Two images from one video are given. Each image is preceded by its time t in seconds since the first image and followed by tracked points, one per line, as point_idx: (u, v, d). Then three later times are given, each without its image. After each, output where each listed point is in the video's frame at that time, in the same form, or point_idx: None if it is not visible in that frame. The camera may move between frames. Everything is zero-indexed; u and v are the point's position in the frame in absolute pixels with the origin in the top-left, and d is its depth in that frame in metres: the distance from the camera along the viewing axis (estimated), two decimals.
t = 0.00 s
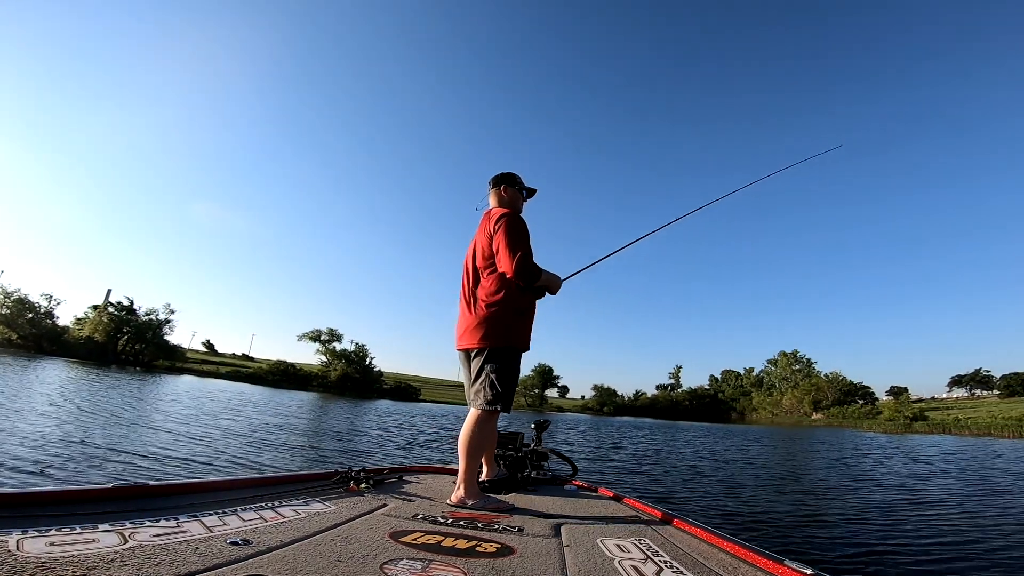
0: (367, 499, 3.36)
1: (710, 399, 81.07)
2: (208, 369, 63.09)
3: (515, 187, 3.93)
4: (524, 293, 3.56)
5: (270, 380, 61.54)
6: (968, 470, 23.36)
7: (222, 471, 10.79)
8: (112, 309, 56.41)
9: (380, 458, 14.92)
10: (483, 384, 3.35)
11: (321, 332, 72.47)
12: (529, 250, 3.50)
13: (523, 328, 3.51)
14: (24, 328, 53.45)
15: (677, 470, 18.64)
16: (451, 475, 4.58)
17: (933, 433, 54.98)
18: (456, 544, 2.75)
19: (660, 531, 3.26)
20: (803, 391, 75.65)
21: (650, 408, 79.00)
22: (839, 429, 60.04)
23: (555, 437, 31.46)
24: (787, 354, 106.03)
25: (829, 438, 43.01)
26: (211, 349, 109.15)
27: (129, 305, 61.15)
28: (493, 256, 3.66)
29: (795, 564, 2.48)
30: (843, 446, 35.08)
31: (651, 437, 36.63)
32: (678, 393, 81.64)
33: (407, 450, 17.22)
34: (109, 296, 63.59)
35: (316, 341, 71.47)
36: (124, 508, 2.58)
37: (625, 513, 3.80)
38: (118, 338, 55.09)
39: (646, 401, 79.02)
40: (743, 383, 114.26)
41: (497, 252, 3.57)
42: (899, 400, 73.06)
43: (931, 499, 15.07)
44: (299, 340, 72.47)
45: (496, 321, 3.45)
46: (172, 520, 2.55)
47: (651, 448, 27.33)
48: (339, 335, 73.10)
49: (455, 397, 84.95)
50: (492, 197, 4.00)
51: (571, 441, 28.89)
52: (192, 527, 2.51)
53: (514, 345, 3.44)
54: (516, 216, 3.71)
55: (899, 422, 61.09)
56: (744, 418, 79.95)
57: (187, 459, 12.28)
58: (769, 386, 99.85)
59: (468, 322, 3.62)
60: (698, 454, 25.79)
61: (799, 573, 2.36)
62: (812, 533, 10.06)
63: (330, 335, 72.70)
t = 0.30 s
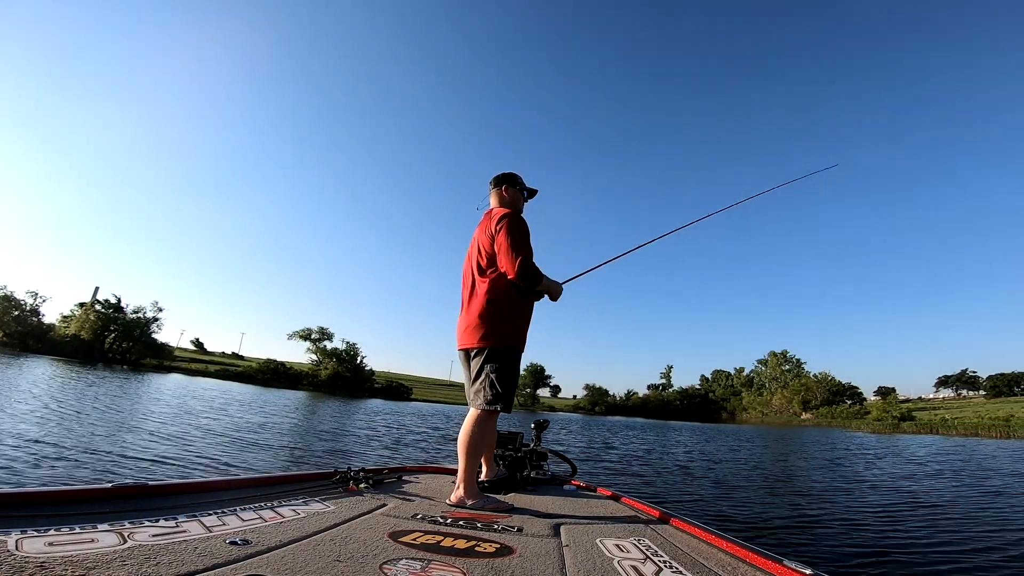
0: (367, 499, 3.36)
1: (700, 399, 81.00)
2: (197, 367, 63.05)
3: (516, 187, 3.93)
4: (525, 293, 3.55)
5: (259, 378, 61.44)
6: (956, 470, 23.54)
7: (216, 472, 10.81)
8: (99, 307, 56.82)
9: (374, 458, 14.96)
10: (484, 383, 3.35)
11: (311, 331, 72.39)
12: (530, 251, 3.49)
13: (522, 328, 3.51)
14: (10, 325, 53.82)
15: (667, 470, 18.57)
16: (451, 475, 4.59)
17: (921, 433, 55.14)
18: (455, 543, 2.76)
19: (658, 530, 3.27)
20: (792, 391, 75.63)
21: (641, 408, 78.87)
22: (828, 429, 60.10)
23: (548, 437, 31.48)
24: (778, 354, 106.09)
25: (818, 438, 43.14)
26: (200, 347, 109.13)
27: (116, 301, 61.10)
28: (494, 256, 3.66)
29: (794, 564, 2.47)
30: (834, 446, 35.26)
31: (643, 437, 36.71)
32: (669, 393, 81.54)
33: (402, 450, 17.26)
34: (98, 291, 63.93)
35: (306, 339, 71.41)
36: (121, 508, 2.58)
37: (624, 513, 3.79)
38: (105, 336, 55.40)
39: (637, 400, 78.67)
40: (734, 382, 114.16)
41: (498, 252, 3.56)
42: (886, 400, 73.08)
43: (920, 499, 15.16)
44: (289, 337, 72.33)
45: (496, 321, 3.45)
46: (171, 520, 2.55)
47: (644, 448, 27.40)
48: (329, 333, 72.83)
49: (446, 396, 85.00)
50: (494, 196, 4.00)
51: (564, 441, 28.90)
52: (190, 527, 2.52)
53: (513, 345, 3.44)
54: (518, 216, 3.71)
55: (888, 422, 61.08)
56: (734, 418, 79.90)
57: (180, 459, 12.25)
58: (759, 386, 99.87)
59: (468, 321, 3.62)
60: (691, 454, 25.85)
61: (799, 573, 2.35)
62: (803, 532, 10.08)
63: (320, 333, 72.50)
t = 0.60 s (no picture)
0: (366, 500, 3.35)
1: (691, 399, 81.13)
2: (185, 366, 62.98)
3: (516, 187, 3.93)
4: (524, 294, 3.55)
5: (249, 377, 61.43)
6: (945, 470, 23.73)
7: (212, 471, 10.84)
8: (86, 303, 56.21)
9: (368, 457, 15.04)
10: (484, 384, 3.35)
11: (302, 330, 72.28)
12: (530, 252, 3.49)
13: (522, 328, 3.51)
14: None
15: (659, 470, 18.51)
16: (451, 475, 4.58)
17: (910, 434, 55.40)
18: (454, 543, 2.75)
19: (657, 530, 3.28)
20: (782, 391, 75.81)
21: (633, 407, 78.95)
22: (818, 429, 60.31)
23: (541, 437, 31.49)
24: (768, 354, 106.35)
25: (808, 438, 43.35)
26: (189, 346, 108.57)
27: (105, 298, 60.74)
28: (493, 256, 3.66)
29: (793, 564, 2.48)
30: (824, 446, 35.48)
31: (635, 437, 36.79)
32: (661, 393, 81.59)
33: (395, 450, 17.34)
34: (84, 287, 63.70)
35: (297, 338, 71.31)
36: (121, 508, 2.57)
37: (623, 513, 3.80)
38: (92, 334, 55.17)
39: (629, 400, 78.83)
40: (724, 382, 114.38)
41: (498, 253, 3.56)
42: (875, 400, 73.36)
43: (910, 499, 15.28)
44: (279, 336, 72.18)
45: (495, 321, 3.45)
46: (170, 521, 2.54)
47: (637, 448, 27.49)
48: (320, 332, 72.73)
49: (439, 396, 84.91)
50: (494, 196, 4.00)
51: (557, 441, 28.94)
52: (190, 527, 2.52)
53: (513, 346, 3.44)
54: (517, 216, 3.71)
55: (876, 422, 61.31)
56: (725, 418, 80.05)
57: (172, 460, 12.23)
58: (749, 386, 100.16)
59: (467, 322, 3.62)
60: (684, 454, 25.94)
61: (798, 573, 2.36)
62: (794, 532, 10.10)
63: (311, 332, 72.34)
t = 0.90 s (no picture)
0: (366, 499, 3.35)
1: (682, 399, 81.39)
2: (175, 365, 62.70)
3: (514, 186, 3.93)
4: (526, 293, 3.55)
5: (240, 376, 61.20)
6: (933, 471, 24.00)
7: (210, 471, 10.85)
8: (72, 301, 55.67)
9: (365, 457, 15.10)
10: (489, 386, 3.36)
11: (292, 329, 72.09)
12: (530, 252, 3.49)
13: (524, 329, 3.51)
14: None
15: (653, 471, 18.61)
16: (451, 475, 4.59)
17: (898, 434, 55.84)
18: (454, 544, 2.75)
19: (655, 530, 3.29)
20: (772, 391, 76.17)
21: (625, 407, 79.15)
22: (808, 429, 60.68)
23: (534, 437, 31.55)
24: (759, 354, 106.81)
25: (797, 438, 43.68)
26: (178, 344, 108.01)
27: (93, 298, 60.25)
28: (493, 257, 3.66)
29: (792, 564, 2.49)
30: (813, 446, 35.78)
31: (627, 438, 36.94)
32: (653, 393, 81.82)
33: (392, 450, 17.42)
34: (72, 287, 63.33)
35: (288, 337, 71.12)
36: (121, 508, 2.57)
37: (622, 512, 3.81)
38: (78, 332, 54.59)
39: (621, 400, 79.03)
40: (715, 382, 114.79)
41: (498, 253, 3.56)
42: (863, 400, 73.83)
43: (899, 500, 15.44)
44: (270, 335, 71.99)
45: (498, 323, 3.46)
46: (169, 521, 2.54)
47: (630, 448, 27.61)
48: (311, 331, 72.51)
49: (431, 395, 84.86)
50: (492, 195, 4.00)
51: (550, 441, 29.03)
52: (190, 527, 2.51)
53: (516, 346, 3.44)
54: (516, 215, 3.71)
55: (865, 422, 61.71)
56: (716, 418, 80.30)
57: (166, 460, 12.12)
58: (740, 386, 100.55)
59: (469, 324, 3.63)
60: (676, 454, 26.07)
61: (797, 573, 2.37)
62: (785, 533, 10.17)
63: (302, 331, 72.06)
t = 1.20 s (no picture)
0: (365, 499, 3.35)
1: (674, 399, 81.64)
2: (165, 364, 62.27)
3: (516, 183, 3.93)
4: (525, 291, 3.56)
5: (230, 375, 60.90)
6: (921, 471, 24.25)
7: (204, 471, 10.83)
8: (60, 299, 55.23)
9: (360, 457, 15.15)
10: (488, 385, 3.36)
11: (284, 327, 71.81)
12: (530, 249, 3.49)
13: (524, 327, 3.51)
14: None
15: (647, 471, 18.69)
16: (450, 475, 4.59)
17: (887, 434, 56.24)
18: (454, 544, 2.76)
19: (653, 530, 3.31)
20: (764, 391, 76.53)
21: (617, 407, 79.32)
22: (798, 429, 61.02)
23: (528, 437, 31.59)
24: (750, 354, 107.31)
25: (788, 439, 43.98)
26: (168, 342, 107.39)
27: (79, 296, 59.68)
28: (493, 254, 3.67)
29: (792, 565, 2.50)
30: (803, 446, 36.08)
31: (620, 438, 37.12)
32: (645, 392, 82.09)
33: (386, 450, 17.41)
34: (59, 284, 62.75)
35: (279, 336, 70.90)
36: (121, 509, 2.57)
37: (621, 512, 3.82)
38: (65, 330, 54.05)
39: (613, 399, 79.19)
40: (707, 382, 115.14)
41: (497, 250, 3.57)
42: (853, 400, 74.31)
43: (888, 500, 15.60)
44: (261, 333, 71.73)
45: (497, 321, 3.46)
46: (168, 521, 2.53)
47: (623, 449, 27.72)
48: (303, 330, 72.29)
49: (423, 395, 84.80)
50: (494, 192, 4.00)
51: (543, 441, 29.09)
52: (189, 528, 2.50)
53: (516, 345, 3.44)
54: (516, 212, 3.71)
55: (855, 422, 62.18)
56: (707, 417, 80.58)
57: (160, 459, 12.06)
58: (732, 386, 100.97)
59: (469, 324, 3.64)
60: (669, 454, 26.19)
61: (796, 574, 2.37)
62: (777, 534, 10.23)
63: (293, 330, 71.83)
